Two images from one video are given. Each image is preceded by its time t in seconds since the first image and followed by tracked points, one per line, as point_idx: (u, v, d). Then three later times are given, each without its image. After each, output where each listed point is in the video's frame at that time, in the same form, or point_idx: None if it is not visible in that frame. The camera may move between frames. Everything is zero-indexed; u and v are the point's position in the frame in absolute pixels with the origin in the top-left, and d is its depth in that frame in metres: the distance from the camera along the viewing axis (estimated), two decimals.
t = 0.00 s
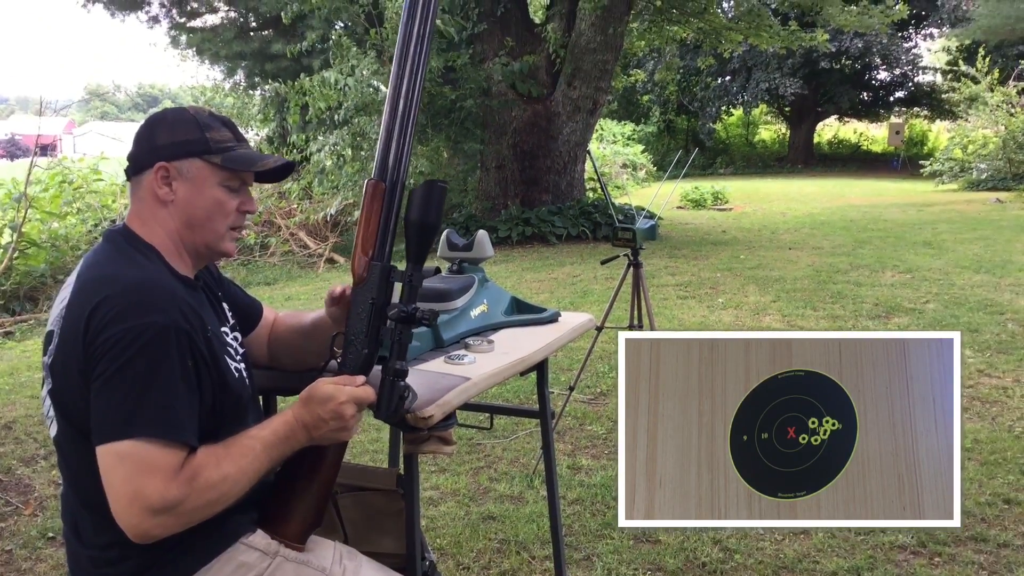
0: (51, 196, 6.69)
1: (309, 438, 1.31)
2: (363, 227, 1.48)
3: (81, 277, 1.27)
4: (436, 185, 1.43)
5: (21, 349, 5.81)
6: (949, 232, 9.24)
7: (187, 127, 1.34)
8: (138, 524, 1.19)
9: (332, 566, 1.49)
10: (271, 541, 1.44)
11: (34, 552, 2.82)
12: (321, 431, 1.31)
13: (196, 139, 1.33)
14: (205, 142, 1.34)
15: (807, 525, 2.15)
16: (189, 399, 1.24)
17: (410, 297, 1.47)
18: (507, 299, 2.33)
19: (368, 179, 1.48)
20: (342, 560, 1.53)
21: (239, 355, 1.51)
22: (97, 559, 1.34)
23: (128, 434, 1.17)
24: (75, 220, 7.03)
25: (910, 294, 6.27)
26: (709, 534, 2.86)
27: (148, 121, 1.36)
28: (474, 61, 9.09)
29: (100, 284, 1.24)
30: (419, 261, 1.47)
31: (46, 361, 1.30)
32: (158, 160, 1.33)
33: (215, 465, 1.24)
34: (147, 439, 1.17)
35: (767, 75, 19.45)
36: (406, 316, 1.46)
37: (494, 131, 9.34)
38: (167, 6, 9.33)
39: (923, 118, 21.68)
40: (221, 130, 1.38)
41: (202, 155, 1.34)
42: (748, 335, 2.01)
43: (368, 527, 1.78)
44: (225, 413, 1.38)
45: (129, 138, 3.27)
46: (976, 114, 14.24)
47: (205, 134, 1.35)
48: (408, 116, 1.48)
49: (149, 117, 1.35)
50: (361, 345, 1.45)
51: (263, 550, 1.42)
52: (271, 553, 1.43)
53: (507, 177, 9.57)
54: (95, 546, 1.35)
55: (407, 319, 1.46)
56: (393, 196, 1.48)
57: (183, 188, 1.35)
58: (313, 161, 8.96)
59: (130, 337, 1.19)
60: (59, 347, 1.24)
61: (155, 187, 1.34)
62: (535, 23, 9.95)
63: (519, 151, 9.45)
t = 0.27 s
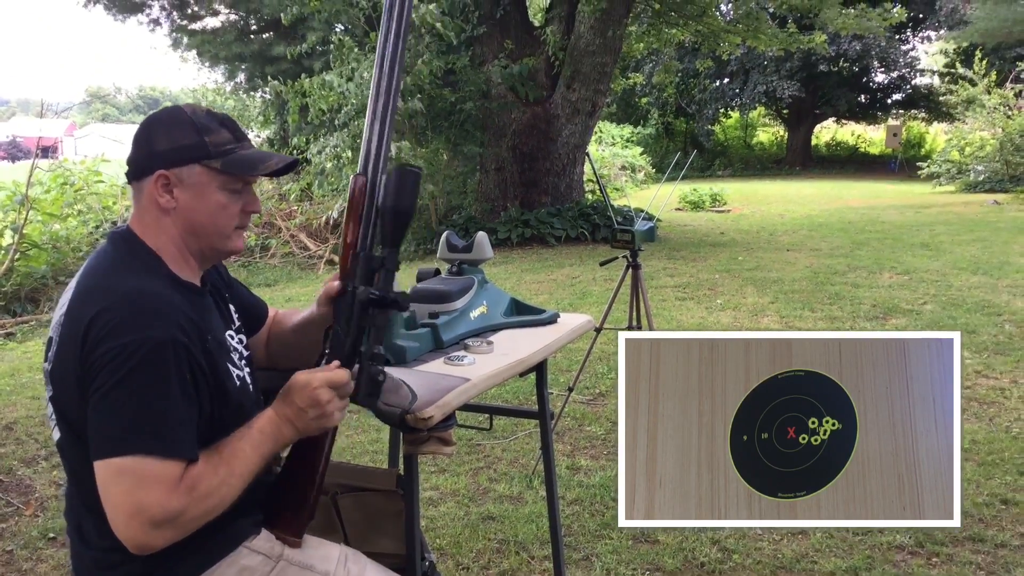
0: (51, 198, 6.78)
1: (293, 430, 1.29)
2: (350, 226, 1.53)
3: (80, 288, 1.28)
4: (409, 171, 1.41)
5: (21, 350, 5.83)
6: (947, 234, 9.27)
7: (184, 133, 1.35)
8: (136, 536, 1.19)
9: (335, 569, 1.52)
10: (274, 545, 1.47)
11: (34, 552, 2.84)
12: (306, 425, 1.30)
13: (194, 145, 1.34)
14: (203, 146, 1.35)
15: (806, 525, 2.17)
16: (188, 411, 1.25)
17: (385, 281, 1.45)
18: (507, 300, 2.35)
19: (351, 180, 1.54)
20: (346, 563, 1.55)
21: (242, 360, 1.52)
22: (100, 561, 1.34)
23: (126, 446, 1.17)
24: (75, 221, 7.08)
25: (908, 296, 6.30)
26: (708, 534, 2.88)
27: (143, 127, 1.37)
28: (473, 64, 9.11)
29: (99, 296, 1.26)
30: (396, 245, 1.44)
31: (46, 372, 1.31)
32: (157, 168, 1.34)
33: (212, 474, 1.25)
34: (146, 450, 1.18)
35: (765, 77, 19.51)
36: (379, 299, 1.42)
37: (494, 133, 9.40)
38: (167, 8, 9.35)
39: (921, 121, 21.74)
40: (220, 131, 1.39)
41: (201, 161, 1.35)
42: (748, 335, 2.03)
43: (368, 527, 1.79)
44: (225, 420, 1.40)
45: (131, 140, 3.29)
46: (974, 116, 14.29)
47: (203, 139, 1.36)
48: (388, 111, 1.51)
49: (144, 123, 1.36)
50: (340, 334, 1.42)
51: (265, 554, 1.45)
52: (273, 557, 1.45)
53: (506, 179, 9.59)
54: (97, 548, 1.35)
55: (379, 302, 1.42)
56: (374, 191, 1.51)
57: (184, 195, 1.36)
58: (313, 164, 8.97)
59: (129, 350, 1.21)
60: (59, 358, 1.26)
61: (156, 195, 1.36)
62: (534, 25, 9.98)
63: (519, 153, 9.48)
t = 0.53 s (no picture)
0: (51, 199, 6.69)
1: (279, 448, 1.34)
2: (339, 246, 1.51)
3: (70, 296, 1.28)
4: (383, 174, 1.42)
5: (21, 351, 5.82)
6: (947, 235, 9.26)
7: (179, 136, 1.34)
8: (117, 548, 1.17)
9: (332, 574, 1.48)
10: (273, 552, 1.46)
11: (32, 554, 2.83)
12: (287, 434, 1.33)
13: (190, 149, 1.34)
14: (200, 149, 1.35)
15: (807, 526, 2.16)
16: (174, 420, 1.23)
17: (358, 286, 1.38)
18: (507, 302, 2.35)
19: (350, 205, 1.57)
20: (345, 569, 1.52)
21: (239, 366, 1.52)
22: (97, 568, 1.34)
23: (109, 456, 1.16)
24: (75, 222, 7.13)
25: (908, 296, 6.30)
26: (708, 536, 2.87)
27: (135, 132, 1.36)
28: (473, 64, 9.10)
29: (88, 304, 1.25)
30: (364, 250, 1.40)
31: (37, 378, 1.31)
32: (152, 173, 1.33)
33: (196, 487, 1.24)
34: (129, 461, 1.16)
35: (765, 78, 19.52)
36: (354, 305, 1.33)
37: (494, 134, 9.38)
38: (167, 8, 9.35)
39: (921, 121, 21.74)
40: (214, 134, 1.38)
41: (198, 165, 1.35)
42: (748, 336, 2.02)
43: (367, 530, 1.78)
44: (217, 428, 1.39)
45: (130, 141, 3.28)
46: (974, 117, 14.28)
47: (200, 142, 1.35)
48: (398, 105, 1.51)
49: (136, 127, 1.35)
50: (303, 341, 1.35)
51: (264, 561, 1.44)
52: (272, 564, 1.44)
53: (505, 179, 9.58)
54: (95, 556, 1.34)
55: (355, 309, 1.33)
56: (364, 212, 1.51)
57: (181, 199, 1.36)
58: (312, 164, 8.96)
59: (115, 359, 1.19)
60: (49, 366, 1.25)
61: (151, 201, 1.35)
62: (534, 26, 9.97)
63: (518, 153, 9.47)
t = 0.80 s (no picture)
0: (50, 199, 6.71)
1: (258, 461, 1.33)
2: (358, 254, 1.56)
3: (58, 301, 1.29)
4: (387, 178, 1.45)
5: (21, 351, 5.83)
6: (947, 235, 9.27)
7: (177, 138, 1.34)
8: (93, 552, 1.16)
9: None
10: (269, 554, 1.45)
11: (32, 554, 2.83)
12: (266, 446, 1.33)
13: (189, 150, 1.34)
14: (198, 150, 1.35)
15: (806, 525, 2.16)
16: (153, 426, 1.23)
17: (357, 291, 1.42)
18: (506, 302, 2.35)
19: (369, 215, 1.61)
20: (342, 572, 1.49)
21: (232, 369, 1.53)
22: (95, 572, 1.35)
23: (88, 459, 1.15)
24: (74, 223, 7.10)
25: (908, 297, 6.30)
26: (708, 536, 2.87)
27: (130, 133, 1.35)
28: (473, 64, 9.11)
29: (74, 308, 1.25)
30: (370, 256, 1.44)
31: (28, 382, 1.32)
32: (150, 174, 1.33)
33: (173, 495, 1.24)
34: (107, 464, 1.16)
35: (765, 79, 19.51)
36: (349, 307, 1.38)
37: (494, 135, 9.38)
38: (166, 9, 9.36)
39: (921, 122, 21.76)
40: (211, 134, 1.39)
41: (196, 166, 1.35)
42: (749, 336, 2.02)
43: (367, 531, 1.79)
44: (206, 433, 1.39)
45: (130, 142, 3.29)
46: (973, 118, 14.29)
47: (198, 143, 1.36)
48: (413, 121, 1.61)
49: (132, 128, 1.34)
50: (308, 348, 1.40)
51: (259, 563, 1.43)
52: (268, 567, 1.43)
53: (505, 180, 9.59)
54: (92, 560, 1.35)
55: (348, 310, 1.38)
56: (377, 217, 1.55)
57: (179, 200, 1.36)
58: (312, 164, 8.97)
59: (97, 363, 1.19)
60: (38, 372, 1.27)
61: (149, 202, 1.35)
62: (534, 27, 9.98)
63: (518, 154, 9.48)
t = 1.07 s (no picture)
0: (49, 199, 6.64)
1: (260, 371, 1.21)
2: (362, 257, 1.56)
3: (40, 297, 1.28)
4: (397, 183, 1.46)
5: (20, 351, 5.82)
6: (946, 235, 9.28)
7: (170, 132, 1.34)
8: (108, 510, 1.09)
9: None
10: (263, 553, 1.44)
11: (32, 554, 2.83)
12: (265, 352, 1.22)
13: (181, 144, 1.34)
14: (190, 145, 1.36)
15: (806, 525, 2.16)
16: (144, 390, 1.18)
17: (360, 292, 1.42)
18: (506, 303, 2.35)
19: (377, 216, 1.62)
20: (336, 570, 1.48)
21: (222, 367, 1.53)
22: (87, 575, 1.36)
23: (82, 419, 1.10)
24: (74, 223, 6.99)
25: (907, 297, 6.31)
26: (708, 536, 2.87)
27: (123, 126, 1.36)
28: (472, 65, 9.12)
29: (53, 298, 1.24)
30: (375, 259, 1.46)
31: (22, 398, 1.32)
32: (144, 167, 1.33)
33: (179, 422, 1.14)
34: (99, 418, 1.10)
35: (765, 80, 19.51)
36: (352, 308, 1.39)
37: (494, 135, 9.38)
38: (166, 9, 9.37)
39: (921, 122, 21.77)
40: (204, 130, 1.39)
41: (189, 159, 1.35)
42: (748, 336, 2.02)
43: (366, 531, 1.78)
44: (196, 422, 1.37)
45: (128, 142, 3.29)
46: (973, 118, 14.29)
47: (190, 138, 1.36)
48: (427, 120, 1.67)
49: (126, 123, 1.34)
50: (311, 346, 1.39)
51: (253, 562, 1.43)
52: (262, 565, 1.43)
53: (505, 180, 9.59)
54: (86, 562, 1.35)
55: (351, 312, 1.38)
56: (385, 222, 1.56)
57: (171, 195, 1.36)
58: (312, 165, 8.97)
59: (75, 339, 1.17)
60: (28, 374, 1.27)
61: (141, 194, 1.35)
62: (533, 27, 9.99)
63: (518, 154, 9.48)
